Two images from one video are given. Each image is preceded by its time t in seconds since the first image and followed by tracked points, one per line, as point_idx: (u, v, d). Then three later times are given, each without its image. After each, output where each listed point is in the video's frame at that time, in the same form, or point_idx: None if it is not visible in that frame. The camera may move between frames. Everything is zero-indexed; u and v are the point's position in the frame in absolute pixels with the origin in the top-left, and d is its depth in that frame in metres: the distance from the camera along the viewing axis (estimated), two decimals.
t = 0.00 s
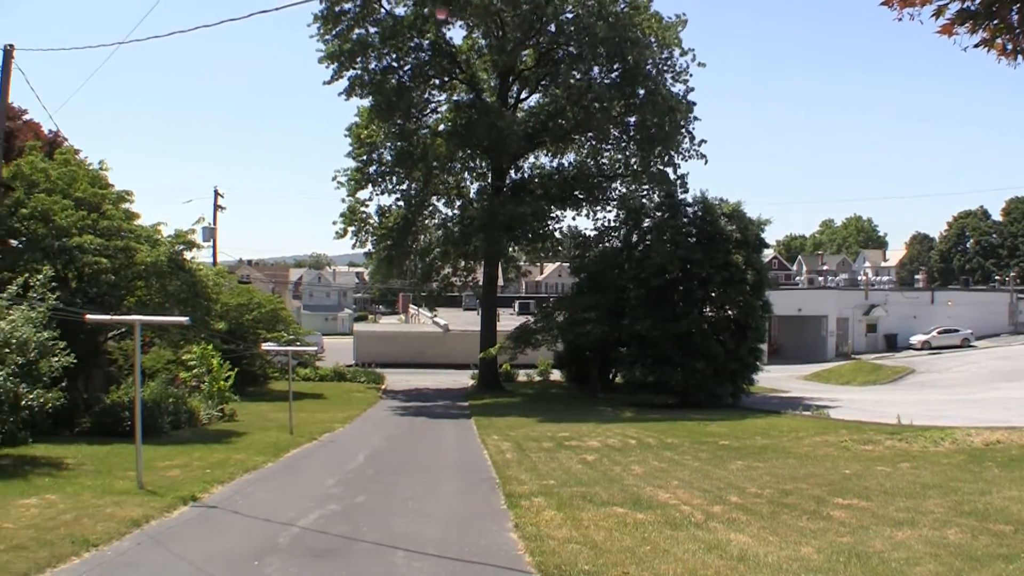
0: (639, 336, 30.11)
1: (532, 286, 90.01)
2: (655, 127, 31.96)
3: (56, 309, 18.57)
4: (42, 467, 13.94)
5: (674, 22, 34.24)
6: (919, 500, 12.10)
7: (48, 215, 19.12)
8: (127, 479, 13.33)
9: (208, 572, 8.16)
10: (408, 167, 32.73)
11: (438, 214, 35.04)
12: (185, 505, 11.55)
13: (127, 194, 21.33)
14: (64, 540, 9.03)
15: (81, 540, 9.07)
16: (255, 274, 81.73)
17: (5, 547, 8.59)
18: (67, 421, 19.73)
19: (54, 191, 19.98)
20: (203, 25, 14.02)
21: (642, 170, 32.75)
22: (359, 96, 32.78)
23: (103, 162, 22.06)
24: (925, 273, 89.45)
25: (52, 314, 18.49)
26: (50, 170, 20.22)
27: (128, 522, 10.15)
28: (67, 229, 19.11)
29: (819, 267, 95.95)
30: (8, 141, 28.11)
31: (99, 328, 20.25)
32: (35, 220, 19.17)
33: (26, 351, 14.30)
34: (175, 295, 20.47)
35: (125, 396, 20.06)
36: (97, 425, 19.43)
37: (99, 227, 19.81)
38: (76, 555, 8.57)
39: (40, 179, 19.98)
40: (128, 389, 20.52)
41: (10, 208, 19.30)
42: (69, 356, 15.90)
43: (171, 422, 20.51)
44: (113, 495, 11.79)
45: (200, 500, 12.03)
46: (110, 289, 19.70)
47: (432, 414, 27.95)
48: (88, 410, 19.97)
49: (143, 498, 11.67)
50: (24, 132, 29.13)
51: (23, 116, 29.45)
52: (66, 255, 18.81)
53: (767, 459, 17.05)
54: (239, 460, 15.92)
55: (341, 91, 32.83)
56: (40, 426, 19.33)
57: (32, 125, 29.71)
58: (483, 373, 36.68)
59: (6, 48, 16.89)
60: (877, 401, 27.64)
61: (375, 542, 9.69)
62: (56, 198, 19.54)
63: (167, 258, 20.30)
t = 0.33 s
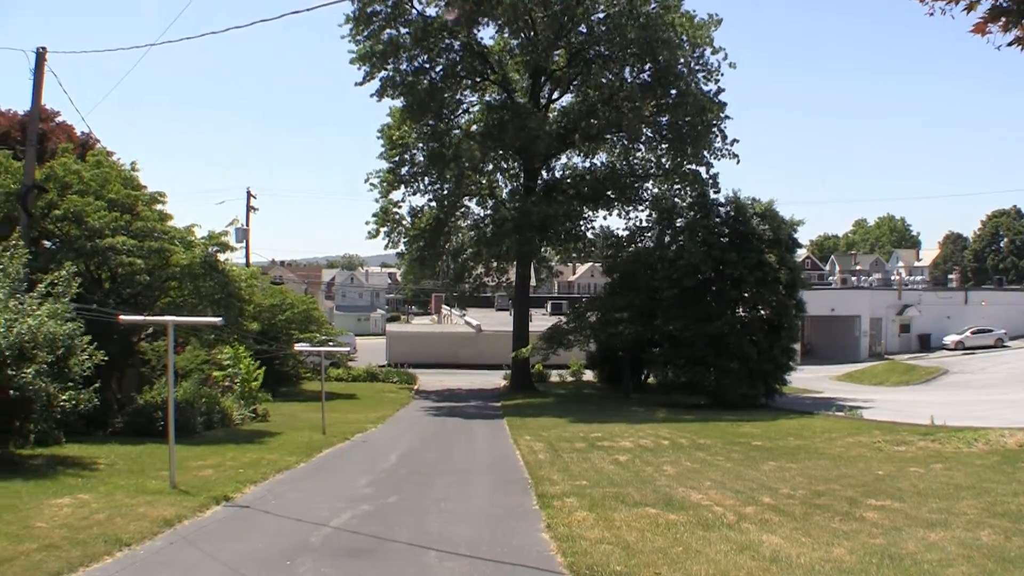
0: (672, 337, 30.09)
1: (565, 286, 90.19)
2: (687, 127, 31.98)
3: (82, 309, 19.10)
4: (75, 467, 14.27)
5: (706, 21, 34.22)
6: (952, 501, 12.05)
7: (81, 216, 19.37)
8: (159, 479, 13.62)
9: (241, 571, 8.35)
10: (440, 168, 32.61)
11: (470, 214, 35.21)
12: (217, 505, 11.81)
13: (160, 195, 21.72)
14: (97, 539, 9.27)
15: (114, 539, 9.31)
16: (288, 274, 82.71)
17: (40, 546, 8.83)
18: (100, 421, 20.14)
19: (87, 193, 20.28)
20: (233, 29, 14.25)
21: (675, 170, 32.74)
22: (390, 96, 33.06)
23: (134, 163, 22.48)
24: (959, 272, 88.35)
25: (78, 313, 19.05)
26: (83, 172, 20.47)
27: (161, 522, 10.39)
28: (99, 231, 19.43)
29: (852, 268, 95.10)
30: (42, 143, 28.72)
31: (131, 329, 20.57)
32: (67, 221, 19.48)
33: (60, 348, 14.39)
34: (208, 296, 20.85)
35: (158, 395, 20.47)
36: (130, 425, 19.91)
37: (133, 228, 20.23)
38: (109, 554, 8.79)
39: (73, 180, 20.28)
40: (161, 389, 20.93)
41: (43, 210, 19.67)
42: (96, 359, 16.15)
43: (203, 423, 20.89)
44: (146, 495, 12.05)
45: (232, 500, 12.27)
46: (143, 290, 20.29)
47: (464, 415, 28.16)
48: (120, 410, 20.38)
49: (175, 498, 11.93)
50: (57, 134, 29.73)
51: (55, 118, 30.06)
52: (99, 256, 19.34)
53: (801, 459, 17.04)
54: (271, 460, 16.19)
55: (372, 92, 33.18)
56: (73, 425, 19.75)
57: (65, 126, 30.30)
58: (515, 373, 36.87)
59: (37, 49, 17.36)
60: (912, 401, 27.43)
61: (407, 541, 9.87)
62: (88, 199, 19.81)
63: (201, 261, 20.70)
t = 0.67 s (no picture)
0: (701, 337, 30.03)
1: (593, 286, 90.23)
2: (715, 126, 31.89)
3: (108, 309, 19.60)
4: (105, 466, 14.54)
5: (734, 20, 34.13)
6: (981, 502, 12.01)
7: (110, 217, 19.61)
8: (188, 478, 13.86)
9: (269, 571, 8.53)
10: (468, 169, 32.84)
11: (498, 214, 35.33)
12: (245, 504, 12.02)
13: (188, 195, 22.03)
14: (125, 539, 9.51)
15: (143, 539, 9.54)
16: (315, 274, 83.43)
17: (68, 545, 9.07)
18: (129, 421, 20.39)
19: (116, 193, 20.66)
20: (258, 30, 14.46)
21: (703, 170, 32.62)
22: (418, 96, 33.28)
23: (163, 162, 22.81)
24: (991, 271, 87.25)
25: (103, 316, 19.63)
26: (112, 173, 20.78)
27: (189, 522, 10.61)
28: (128, 231, 19.70)
29: (881, 266, 94.24)
30: (70, 146, 29.23)
31: (160, 329, 20.97)
32: (97, 222, 19.73)
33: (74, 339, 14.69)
34: (235, 294, 21.17)
35: (186, 396, 20.87)
36: (159, 425, 20.23)
37: (162, 229, 20.51)
38: (138, 553, 9.02)
39: (101, 181, 20.48)
40: (189, 389, 21.28)
41: (72, 210, 19.79)
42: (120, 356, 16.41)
43: (231, 423, 21.18)
44: (175, 495, 12.29)
45: (260, 499, 12.48)
46: (171, 291, 20.84)
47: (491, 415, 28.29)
48: (149, 411, 20.70)
49: (203, 498, 12.16)
50: (85, 136, 30.25)
51: (84, 119, 30.64)
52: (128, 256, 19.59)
53: (830, 459, 17.00)
54: (299, 460, 16.44)
55: (400, 93, 33.39)
56: (102, 426, 20.00)
57: (92, 128, 30.83)
58: (543, 374, 36.98)
59: (65, 51, 17.61)
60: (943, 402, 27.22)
61: (435, 541, 10.02)
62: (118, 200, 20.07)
63: (228, 259, 21.08)
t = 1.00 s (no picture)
0: (724, 337, 29.95)
1: (617, 286, 90.22)
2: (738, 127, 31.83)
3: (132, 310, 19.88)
4: (128, 466, 14.77)
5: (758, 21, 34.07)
6: (1005, 502, 11.98)
7: (134, 218, 20.00)
8: (212, 478, 14.07)
9: (292, 570, 8.69)
10: (492, 169, 32.94)
11: (521, 214, 35.43)
12: (269, 504, 12.21)
13: (213, 196, 22.23)
14: (149, 538, 9.70)
15: (166, 539, 9.73)
16: (339, 274, 84.24)
17: (92, 544, 9.27)
18: (152, 421, 20.82)
19: (140, 194, 21.05)
20: (277, 33, 14.57)
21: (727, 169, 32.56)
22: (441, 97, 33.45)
23: (186, 163, 23.12)
24: (1018, 270, 86.23)
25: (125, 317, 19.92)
26: (136, 174, 21.23)
27: (213, 522, 10.79)
28: (152, 232, 20.01)
29: (906, 267, 93.44)
30: (94, 146, 29.66)
31: (183, 329, 21.30)
32: (121, 223, 20.18)
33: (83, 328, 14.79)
34: (257, 293, 21.34)
35: (209, 396, 21.06)
36: (182, 425, 20.53)
37: (185, 229, 20.83)
38: (161, 552, 9.23)
39: (125, 182, 21.04)
40: (212, 389, 21.48)
41: (95, 211, 20.26)
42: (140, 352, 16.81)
43: (254, 423, 21.46)
44: (198, 495, 12.48)
45: (283, 499, 12.66)
46: (194, 292, 21.10)
47: (515, 415, 28.46)
48: (173, 411, 21.11)
49: (226, 498, 12.35)
50: (109, 137, 30.69)
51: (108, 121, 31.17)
52: (151, 257, 19.92)
53: (854, 460, 16.97)
54: (322, 460, 16.59)
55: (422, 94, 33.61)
56: (126, 425, 20.27)
57: (115, 129, 31.27)
58: (566, 373, 37.08)
59: (88, 53, 17.99)
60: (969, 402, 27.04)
61: (458, 541, 10.15)
62: (141, 201, 20.47)
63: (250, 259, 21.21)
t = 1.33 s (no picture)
0: (745, 338, 29.86)
1: (637, 286, 90.19)
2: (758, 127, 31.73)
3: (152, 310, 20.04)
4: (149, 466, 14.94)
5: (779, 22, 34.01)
6: None
7: (154, 219, 20.24)
8: (232, 479, 14.22)
9: (311, 570, 8.80)
10: (513, 170, 32.86)
11: (541, 214, 35.50)
12: (288, 504, 12.33)
13: (232, 197, 22.58)
14: (169, 538, 9.83)
15: (185, 539, 9.86)
16: (359, 275, 84.74)
17: (112, 544, 9.41)
18: (173, 421, 20.98)
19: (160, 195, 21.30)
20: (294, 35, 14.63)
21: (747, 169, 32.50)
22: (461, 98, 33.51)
23: (207, 166, 23.39)
24: None
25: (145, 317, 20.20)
26: (156, 175, 21.43)
27: (232, 522, 10.92)
28: (172, 232, 20.31)
29: (926, 266, 92.74)
30: (114, 148, 29.97)
31: (202, 329, 21.53)
32: (142, 223, 20.38)
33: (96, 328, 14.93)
34: (278, 294, 21.50)
35: (230, 396, 21.33)
36: (203, 425, 20.72)
37: (204, 230, 21.14)
38: (180, 552, 9.36)
39: (145, 184, 21.16)
40: (233, 389, 21.76)
41: (117, 212, 20.53)
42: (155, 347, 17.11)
43: (275, 423, 21.65)
44: (218, 495, 12.62)
45: (303, 499, 12.78)
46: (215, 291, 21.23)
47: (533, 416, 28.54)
48: (194, 411, 21.29)
49: (247, 498, 12.49)
50: (128, 138, 31.01)
51: (128, 123, 31.50)
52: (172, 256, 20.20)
53: (875, 461, 16.90)
54: (342, 460, 16.72)
55: (443, 95, 33.72)
56: (147, 425, 20.47)
57: (135, 131, 31.59)
58: (586, 373, 37.10)
59: (109, 55, 18.26)
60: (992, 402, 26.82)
61: (478, 541, 10.23)
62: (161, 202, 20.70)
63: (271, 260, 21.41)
